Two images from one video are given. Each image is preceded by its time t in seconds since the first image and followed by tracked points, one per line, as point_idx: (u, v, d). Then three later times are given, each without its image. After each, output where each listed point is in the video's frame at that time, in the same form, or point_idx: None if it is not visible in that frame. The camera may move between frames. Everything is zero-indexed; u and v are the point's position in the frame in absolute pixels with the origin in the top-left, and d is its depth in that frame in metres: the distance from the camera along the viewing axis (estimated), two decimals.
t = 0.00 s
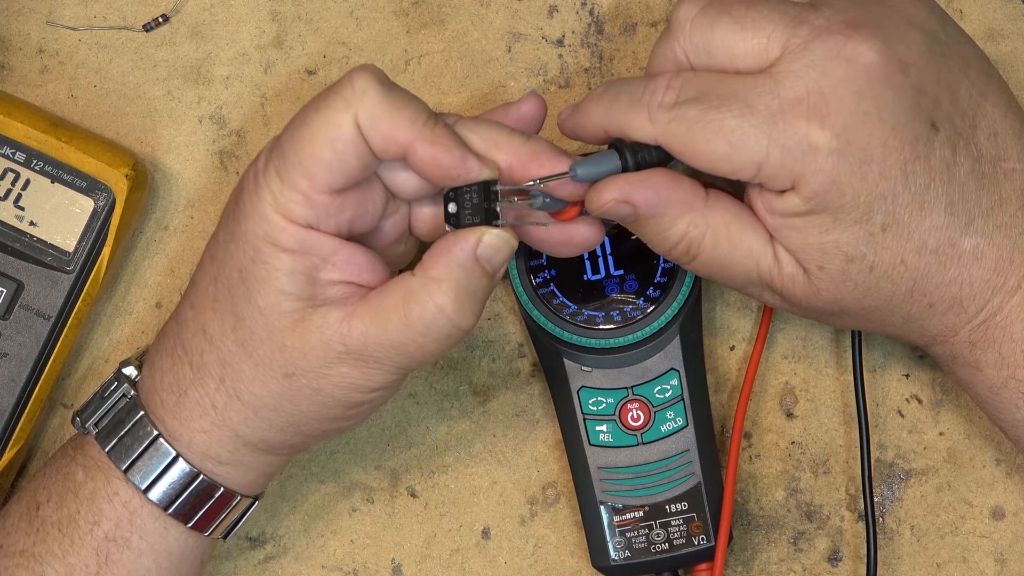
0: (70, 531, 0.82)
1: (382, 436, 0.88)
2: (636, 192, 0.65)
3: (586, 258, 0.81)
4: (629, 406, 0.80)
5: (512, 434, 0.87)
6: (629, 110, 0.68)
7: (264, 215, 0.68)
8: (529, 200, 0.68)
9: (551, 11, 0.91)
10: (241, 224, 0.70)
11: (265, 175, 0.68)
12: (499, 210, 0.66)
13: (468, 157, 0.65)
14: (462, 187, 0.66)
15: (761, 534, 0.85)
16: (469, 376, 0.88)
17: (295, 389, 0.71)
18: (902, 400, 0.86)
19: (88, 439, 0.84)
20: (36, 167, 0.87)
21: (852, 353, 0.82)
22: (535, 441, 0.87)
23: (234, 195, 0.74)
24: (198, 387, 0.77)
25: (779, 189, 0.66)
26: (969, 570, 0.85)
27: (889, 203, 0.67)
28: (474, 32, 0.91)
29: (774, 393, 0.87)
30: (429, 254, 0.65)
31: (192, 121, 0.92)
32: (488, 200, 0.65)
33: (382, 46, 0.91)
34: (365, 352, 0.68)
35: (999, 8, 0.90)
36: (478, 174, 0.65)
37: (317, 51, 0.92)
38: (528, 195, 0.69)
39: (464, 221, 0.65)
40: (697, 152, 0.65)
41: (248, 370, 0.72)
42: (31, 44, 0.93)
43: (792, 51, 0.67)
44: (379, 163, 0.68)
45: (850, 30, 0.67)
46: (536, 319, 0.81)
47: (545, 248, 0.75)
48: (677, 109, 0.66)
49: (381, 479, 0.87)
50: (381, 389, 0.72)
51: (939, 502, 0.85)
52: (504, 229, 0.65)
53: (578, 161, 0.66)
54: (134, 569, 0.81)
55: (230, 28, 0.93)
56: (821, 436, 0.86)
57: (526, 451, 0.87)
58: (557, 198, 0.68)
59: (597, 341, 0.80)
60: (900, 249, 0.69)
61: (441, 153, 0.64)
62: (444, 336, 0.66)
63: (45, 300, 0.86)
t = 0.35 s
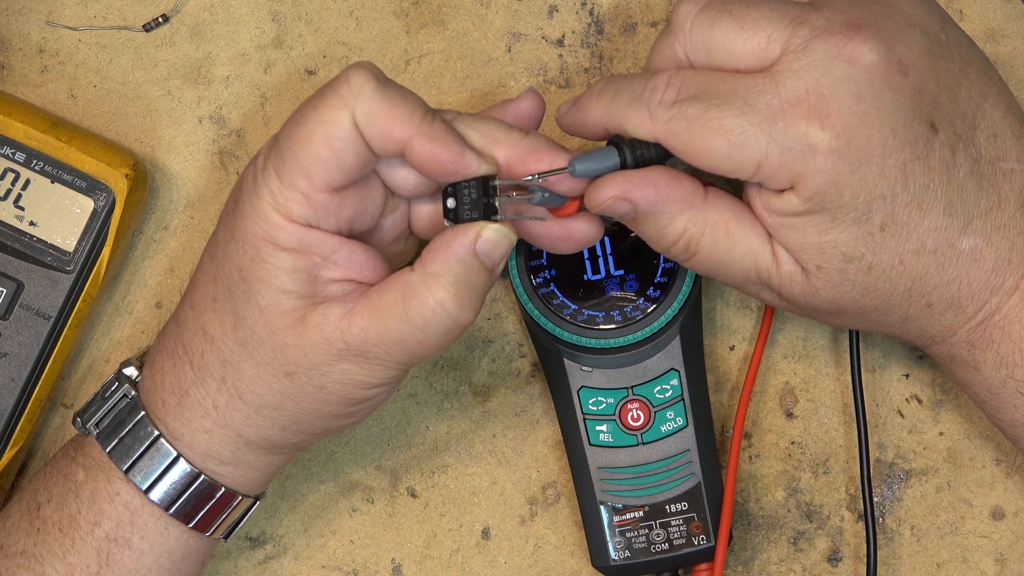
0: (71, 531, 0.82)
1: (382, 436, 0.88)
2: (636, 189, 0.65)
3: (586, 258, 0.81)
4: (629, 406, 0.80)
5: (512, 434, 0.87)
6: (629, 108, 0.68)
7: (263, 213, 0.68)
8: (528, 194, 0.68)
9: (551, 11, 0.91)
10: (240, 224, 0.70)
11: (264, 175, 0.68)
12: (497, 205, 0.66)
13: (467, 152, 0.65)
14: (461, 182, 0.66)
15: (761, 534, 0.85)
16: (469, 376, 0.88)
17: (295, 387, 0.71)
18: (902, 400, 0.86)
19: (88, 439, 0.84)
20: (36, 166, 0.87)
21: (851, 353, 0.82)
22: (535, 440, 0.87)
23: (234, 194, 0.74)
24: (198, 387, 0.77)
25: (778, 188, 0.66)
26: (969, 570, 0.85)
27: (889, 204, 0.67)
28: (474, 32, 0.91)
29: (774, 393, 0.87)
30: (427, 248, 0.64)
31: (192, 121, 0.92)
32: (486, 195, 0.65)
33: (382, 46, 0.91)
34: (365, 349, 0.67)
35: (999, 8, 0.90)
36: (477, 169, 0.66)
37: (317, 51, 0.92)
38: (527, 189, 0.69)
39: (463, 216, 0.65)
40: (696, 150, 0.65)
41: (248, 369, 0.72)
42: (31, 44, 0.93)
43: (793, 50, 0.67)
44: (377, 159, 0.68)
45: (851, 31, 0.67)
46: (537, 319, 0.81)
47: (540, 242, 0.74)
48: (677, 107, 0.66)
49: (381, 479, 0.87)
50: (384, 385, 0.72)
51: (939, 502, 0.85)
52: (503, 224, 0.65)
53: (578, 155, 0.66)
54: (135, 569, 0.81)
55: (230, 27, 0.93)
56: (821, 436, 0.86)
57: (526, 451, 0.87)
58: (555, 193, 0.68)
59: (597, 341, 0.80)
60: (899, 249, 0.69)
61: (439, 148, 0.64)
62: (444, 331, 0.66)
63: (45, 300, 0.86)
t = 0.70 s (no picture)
0: (71, 531, 0.82)
1: (382, 436, 0.88)
2: (635, 188, 0.65)
3: (586, 258, 0.81)
4: (629, 406, 0.80)
5: (512, 434, 0.87)
6: (630, 107, 0.68)
7: (262, 213, 0.68)
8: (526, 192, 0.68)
9: (551, 11, 0.91)
10: (239, 224, 0.70)
11: (262, 174, 0.68)
12: (495, 202, 0.66)
13: (465, 150, 0.65)
14: (459, 179, 0.66)
15: (761, 534, 0.85)
16: (469, 377, 0.88)
17: (295, 386, 0.71)
18: (902, 400, 0.86)
19: (88, 439, 0.84)
20: (36, 166, 0.87)
21: (851, 352, 0.82)
22: (535, 440, 0.87)
23: (232, 194, 0.74)
24: (199, 387, 0.77)
25: (778, 189, 0.66)
26: (969, 570, 0.85)
27: (889, 205, 0.67)
28: (474, 32, 0.91)
29: (774, 393, 0.87)
30: (425, 246, 0.64)
31: (192, 121, 0.92)
32: (484, 192, 0.65)
33: (382, 46, 0.91)
34: (365, 347, 0.67)
35: (998, 8, 0.90)
36: (476, 166, 0.65)
37: (317, 51, 0.92)
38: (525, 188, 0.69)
39: (461, 213, 0.65)
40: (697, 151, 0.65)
41: (248, 369, 0.72)
42: (31, 44, 0.93)
43: (794, 51, 0.66)
44: (375, 157, 0.68)
45: (852, 32, 0.67)
46: (536, 318, 0.81)
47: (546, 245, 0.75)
48: (677, 107, 0.66)
49: (381, 479, 0.87)
50: (384, 384, 0.72)
51: (939, 502, 0.85)
52: (501, 221, 0.65)
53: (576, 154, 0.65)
54: (135, 569, 0.81)
55: (230, 27, 0.93)
56: (821, 436, 0.86)
57: (526, 451, 0.87)
58: (553, 190, 0.68)
59: (597, 341, 0.80)
60: (898, 250, 0.69)
61: (437, 145, 0.64)
62: (443, 329, 0.66)
63: (45, 300, 0.86)
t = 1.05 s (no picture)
0: (72, 531, 0.82)
1: (382, 436, 0.88)
2: (636, 189, 0.65)
3: (586, 258, 0.81)
4: (629, 406, 0.80)
5: (512, 434, 0.87)
6: (631, 108, 0.68)
7: (263, 212, 0.68)
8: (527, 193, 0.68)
9: (551, 11, 0.91)
10: (240, 223, 0.70)
11: (263, 174, 0.68)
12: (495, 202, 0.66)
13: (466, 149, 0.65)
14: (460, 179, 0.65)
15: (761, 534, 0.85)
16: (469, 376, 0.88)
17: (295, 385, 0.71)
18: (903, 399, 0.86)
19: (88, 439, 0.84)
20: (36, 166, 0.87)
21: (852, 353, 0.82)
22: (535, 440, 0.87)
23: (233, 193, 0.74)
24: (199, 386, 0.77)
25: (779, 189, 0.66)
26: (969, 570, 0.85)
27: (890, 206, 0.67)
28: (474, 32, 0.91)
29: (774, 393, 0.87)
30: (426, 246, 0.64)
31: (192, 121, 0.92)
32: (485, 192, 0.65)
33: (382, 46, 0.91)
34: (365, 347, 0.67)
35: (999, 8, 0.90)
36: (476, 165, 0.66)
37: (317, 51, 0.92)
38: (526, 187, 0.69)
39: (461, 212, 0.65)
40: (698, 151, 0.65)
41: (249, 369, 0.72)
42: (31, 44, 0.93)
43: (796, 52, 0.66)
44: (376, 157, 0.68)
45: (853, 32, 0.67)
46: (537, 318, 0.81)
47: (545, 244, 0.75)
48: (679, 108, 0.66)
49: (381, 479, 0.87)
50: (384, 383, 0.72)
51: (939, 502, 0.85)
52: (501, 221, 0.65)
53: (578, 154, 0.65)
54: (135, 569, 0.81)
55: (230, 27, 0.93)
56: (821, 436, 0.86)
57: (526, 451, 0.87)
58: (554, 190, 0.68)
59: (597, 341, 0.80)
60: (899, 251, 0.69)
61: (438, 144, 0.64)
62: (443, 328, 0.66)
63: (45, 300, 0.86)
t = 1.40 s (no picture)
0: (72, 532, 0.82)
1: (382, 436, 0.88)
2: (634, 192, 0.66)
3: (586, 258, 0.81)
4: (629, 406, 0.80)
5: (512, 435, 0.87)
6: (631, 110, 0.68)
7: (262, 214, 0.68)
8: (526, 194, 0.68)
9: (551, 11, 0.91)
10: (238, 225, 0.70)
11: (262, 175, 0.68)
12: (494, 203, 0.65)
13: (465, 150, 0.65)
14: (459, 180, 0.65)
15: (761, 534, 0.85)
16: (469, 377, 0.88)
17: (295, 387, 0.71)
18: (902, 400, 0.86)
19: (88, 440, 0.84)
20: (36, 167, 0.87)
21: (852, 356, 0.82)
22: (535, 441, 0.87)
23: (232, 194, 0.74)
24: (199, 387, 0.77)
25: (779, 192, 0.66)
26: (969, 570, 0.85)
27: (889, 208, 0.67)
28: (474, 32, 0.91)
29: (774, 393, 0.87)
30: (424, 247, 0.64)
31: (192, 121, 0.92)
32: (483, 193, 0.65)
33: (382, 46, 0.91)
34: (364, 348, 0.67)
35: (998, 8, 0.90)
36: (475, 167, 0.65)
37: (317, 51, 0.92)
38: (525, 189, 0.69)
39: (460, 214, 0.65)
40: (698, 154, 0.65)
41: (248, 369, 0.72)
42: (31, 44, 0.93)
43: (796, 54, 0.66)
44: (375, 158, 0.68)
45: (853, 35, 0.67)
46: (537, 319, 0.81)
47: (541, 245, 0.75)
48: (679, 110, 0.66)
49: (381, 479, 0.87)
50: (384, 384, 0.72)
51: (939, 502, 0.85)
52: (500, 222, 0.64)
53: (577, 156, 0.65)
54: (135, 570, 0.81)
55: (230, 28, 0.93)
56: (821, 437, 0.86)
57: (526, 451, 0.87)
58: (554, 192, 0.68)
59: (597, 341, 0.80)
60: (899, 253, 0.69)
61: (436, 145, 0.64)
62: (442, 330, 0.66)
63: (45, 300, 0.86)
